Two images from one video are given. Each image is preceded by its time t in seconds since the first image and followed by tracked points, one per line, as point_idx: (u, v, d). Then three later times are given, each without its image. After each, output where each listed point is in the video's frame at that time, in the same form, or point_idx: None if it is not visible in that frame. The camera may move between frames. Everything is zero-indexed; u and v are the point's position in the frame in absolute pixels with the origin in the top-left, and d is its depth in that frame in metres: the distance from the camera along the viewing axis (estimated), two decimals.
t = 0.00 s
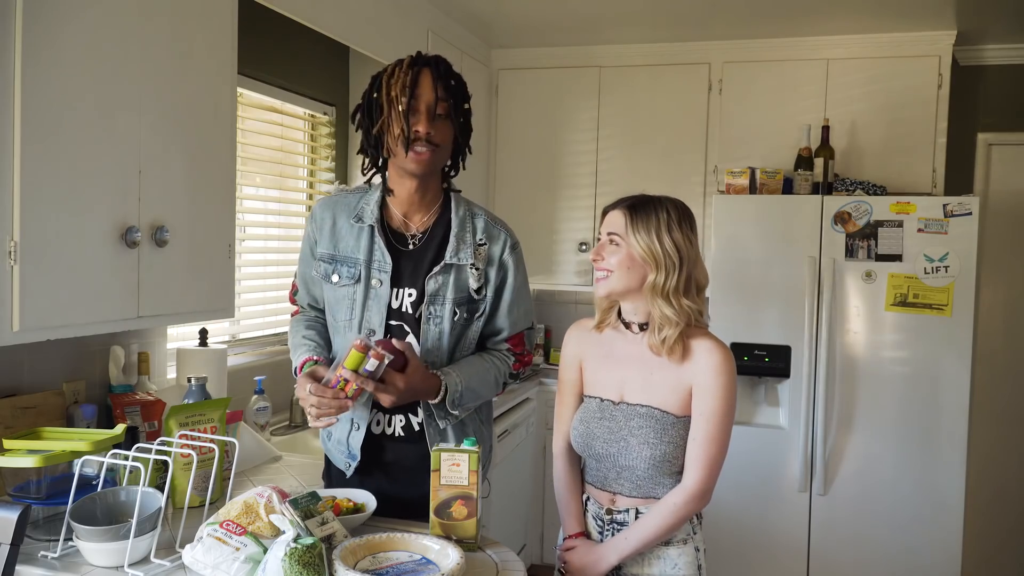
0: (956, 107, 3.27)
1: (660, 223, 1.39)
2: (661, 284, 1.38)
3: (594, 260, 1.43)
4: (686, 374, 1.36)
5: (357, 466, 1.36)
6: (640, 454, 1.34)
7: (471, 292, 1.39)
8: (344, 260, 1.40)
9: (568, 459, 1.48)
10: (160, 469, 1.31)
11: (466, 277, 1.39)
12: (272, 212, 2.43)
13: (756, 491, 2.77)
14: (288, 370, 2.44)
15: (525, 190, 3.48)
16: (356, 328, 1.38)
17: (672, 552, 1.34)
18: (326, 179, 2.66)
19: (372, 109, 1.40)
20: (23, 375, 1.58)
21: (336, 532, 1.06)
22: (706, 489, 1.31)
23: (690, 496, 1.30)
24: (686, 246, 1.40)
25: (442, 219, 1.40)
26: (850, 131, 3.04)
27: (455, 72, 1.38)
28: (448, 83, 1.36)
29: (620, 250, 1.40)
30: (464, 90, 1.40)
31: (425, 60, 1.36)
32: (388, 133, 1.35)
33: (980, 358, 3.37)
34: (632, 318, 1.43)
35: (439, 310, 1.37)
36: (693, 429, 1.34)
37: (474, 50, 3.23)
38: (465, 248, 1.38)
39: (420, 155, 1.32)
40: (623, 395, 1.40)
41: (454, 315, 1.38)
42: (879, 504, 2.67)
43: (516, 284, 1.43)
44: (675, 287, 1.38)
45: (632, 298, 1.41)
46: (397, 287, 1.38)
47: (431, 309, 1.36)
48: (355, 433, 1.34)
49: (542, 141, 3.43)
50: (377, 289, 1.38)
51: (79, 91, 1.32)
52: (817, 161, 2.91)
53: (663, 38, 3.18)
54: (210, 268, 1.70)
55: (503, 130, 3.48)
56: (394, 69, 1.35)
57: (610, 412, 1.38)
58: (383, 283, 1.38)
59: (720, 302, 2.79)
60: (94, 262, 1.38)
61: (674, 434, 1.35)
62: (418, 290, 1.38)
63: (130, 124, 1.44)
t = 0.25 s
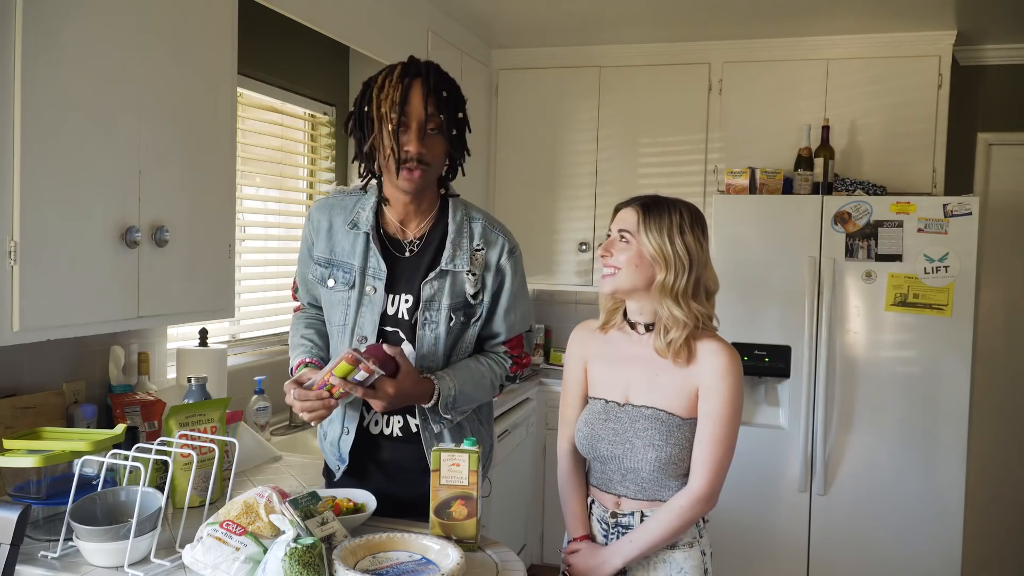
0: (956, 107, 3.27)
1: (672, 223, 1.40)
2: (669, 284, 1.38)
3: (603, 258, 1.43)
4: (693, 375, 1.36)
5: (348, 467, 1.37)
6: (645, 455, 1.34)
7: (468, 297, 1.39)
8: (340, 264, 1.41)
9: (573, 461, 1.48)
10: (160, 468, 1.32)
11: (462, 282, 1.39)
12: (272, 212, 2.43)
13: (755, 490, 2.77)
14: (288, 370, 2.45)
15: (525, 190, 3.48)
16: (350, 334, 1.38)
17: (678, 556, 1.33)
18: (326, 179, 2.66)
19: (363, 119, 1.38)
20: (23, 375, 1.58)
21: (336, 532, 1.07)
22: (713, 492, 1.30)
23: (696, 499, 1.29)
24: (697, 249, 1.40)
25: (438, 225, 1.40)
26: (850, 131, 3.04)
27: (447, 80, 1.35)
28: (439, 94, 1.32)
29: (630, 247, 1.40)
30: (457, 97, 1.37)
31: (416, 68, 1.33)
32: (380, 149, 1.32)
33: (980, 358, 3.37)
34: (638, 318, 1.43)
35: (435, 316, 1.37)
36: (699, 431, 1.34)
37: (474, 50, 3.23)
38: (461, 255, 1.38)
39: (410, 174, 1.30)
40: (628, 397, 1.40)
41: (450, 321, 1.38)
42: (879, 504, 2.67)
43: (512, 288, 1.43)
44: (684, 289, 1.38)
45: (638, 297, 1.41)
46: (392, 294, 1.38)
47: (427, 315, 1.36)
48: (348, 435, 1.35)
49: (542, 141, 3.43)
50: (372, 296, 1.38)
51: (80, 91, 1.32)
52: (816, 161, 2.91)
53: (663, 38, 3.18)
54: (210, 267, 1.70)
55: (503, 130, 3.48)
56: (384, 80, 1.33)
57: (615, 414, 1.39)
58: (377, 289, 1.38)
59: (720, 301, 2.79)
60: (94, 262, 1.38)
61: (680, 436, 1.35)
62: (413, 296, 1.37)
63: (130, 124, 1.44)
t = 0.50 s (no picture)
0: (956, 107, 3.27)
1: (681, 223, 1.40)
2: (679, 284, 1.37)
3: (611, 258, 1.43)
4: (698, 377, 1.35)
5: (348, 467, 1.37)
6: (649, 457, 1.34)
7: (464, 296, 1.39)
8: (337, 265, 1.41)
9: (578, 462, 1.48)
10: (160, 469, 1.32)
11: (459, 282, 1.39)
12: (272, 212, 2.43)
13: (755, 490, 2.77)
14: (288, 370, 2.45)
15: (525, 190, 3.48)
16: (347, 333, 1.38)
17: (682, 559, 1.33)
18: (326, 179, 2.66)
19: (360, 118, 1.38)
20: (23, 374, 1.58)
21: (336, 532, 1.07)
22: (717, 494, 1.30)
23: (700, 501, 1.29)
24: (706, 249, 1.40)
25: (434, 224, 1.40)
26: (850, 131, 3.04)
27: (442, 78, 1.35)
28: (435, 91, 1.32)
29: (639, 247, 1.40)
30: (453, 95, 1.37)
31: (412, 66, 1.33)
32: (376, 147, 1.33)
33: (980, 358, 3.37)
34: (644, 319, 1.44)
35: (432, 316, 1.37)
36: (704, 433, 1.33)
37: (474, 50, 3.23)
38: (457, 254, 1.38)
39: (406, 172, 1.30)
40: (632, 398, 1.40)
41: (447, 320, 1.38)
42: (879, 504, 2.67)
43: (510, 288, 1.43)
44: (694, 289, 1.38)
45: (645, 297, 1.41)
46: (389, 293, 1.38)
47: (424, 315, 1.36)
48: (347, 435, 1.35)
49: (542, 141, 3.43)
50: (369, 296, 1.38)
51: (79, 91, 1.32)
52: (816, 161, 2.91)
53: (663, 38, 3.18)
54: (210, 267, 1.70)
55: (503, 130, 3.48)
56: (379, 79, 1.33)
57: (619, 415, 1.39)
58: (374, 289, 1.38)
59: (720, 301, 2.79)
60: (94, 262, 1.38)
61: (684, 438, 1.35)
62: (410, 295, 1.37)
63: (131, 124, 1.44)
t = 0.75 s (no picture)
0: (956, 107, 3.27)
1: (691, 226, 1.41)
2: (695, 286, 1.38)
3: (630, 256, 1.37)
4: (693, 374, 1.36)
5: (348, 468, 1.37)
6: (646, 456, 1.34)
7: (464, 293, 1.39)
8: (336, 264, 1.40)
9: (575, 464, 1.48)
10: (160, 469, 1.32)
11: (459, 279, 1.39)
12: (272, 212, 2.43)
13: (755, 490, 2.78)
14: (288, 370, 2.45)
15: (525, 190, 3.48)
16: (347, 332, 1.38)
17: (681, 559, 1.33)
18: (326, 179, 2.66)
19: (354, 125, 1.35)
20: (23, 374, 1.58)
21: (336, 532, 1.07)
22: (714, 491, 1.30)
23: (698, 498, 1.29)
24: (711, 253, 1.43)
25: (433, 221, 1.39)
26: (850, 131, 3.04)
27: (441, 84, 1.33)
28: (436, 99, 1.31)
29: (660, 247, 1.38)
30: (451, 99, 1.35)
31: (411, 74, 1.31)
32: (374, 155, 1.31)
33: (980, 359, 3.37)
34: (641, 319, 1.42)
35: (432, 313, 1.37)
36: (699, 431, 1.34)
37: (474, 50, 3.23)
38: (457, 251, 1.38)
39: (410, 180, 1.30)
40: (628, 398, 1.40)
41: (447, 317, 1.38)
42: (879, 504, 2.67)
43: (509, 284, 1.43)
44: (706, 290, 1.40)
45: (655, 296, 1.40)
46: (389, 291, 1.38)
47: (424, 312, 1.36)
48: (347, 435, 1.35)
49: (542, 141, 3.43)
50: (369, 294, 1.38)
51: (80, 90, 1.32)
52: (816, 161, 2.91)
53: (663, 38, 3.18)
54: (210, 267, 1.70)
55: (503, 130, 3.48)
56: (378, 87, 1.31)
57: (615, 415, 1.38)
58: (375, 288, 1.38)
59: (720, 301, 2.79)
60: (94, 262, 1.38)
61: (679, 436, 1.35)
62: (410, 293, 1.37)
63: (131, 124, 1.44)
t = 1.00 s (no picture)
0: (956, 107, 3.27)
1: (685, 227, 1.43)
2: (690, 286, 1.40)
3: (630, 257, 1.37)
4: (680, 370, 1.36)
5: (361, 470, 1.35)
6: (636, 453, 1.34)
7: (467, 283, 1.40)
8: (336, 266, 1.38)
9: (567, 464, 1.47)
10: (160, 468, 1.32)
11: (461, 269, 1.39)
12: (272, 212, 2.43)
13: (755, 490, 2.78)
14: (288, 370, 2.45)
15: (525, 190, 3.48)
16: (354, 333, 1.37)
17: (672, 554, 1.34)
18: (326, 179, 2.66)
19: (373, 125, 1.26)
20: (23, 374, 1.58)
21: (336, 532, 1.07)
22: (703, 486, 1.31)
23: (687, 494, 1.30)
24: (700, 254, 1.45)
25: (433, 214, 1.39)
26: (850, 131, 3.04)
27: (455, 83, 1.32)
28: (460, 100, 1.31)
29: (660, 251, 1.38)
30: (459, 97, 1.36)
31: (440, 78, 1.28)
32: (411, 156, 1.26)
33: (980, 359, 3.37)
34: (633, 317, 1.41)
35: (439, 305, 1.37)
36: (688, 427, 1.34)
37: (474, 50, 3.23)
38: (459, 242, 1.38)
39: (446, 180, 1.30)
40: (618, 396, 1.39)
41: (453, 307, 1.38)
42: (879, 504, 2.67)
43: (507, 271, 1.45)
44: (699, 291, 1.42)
45: (650, 296, 1.40)
46: (394, 288, 1.38)
47: (431, 305, 1.36)
48: (358, 437, 1.33)
49: (542, 141, 3.43)
50: (374, 293, 1.37)
51: (80, 90, 1.32)
52: (816, 161, 2.91)
53: (663, 38, 3.18)
54: (210, 267, 1.70)
55: (503, 130, 3.48)
56: (414, 90, 1.24)
57: (605, 413, 1.38)
58: (379, 286, 1.37)
59: (720, 301, 2.79)
60: (94, 262, 1.38)
61: (669, 432, 1.35)
62: (415, 287, 1.38)
63: (131, 124, 1.44)
